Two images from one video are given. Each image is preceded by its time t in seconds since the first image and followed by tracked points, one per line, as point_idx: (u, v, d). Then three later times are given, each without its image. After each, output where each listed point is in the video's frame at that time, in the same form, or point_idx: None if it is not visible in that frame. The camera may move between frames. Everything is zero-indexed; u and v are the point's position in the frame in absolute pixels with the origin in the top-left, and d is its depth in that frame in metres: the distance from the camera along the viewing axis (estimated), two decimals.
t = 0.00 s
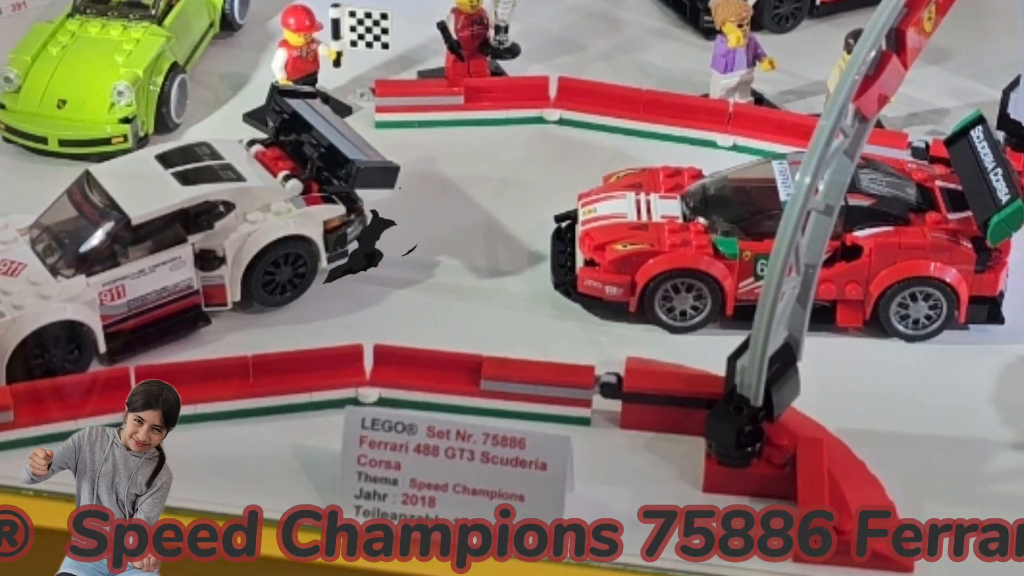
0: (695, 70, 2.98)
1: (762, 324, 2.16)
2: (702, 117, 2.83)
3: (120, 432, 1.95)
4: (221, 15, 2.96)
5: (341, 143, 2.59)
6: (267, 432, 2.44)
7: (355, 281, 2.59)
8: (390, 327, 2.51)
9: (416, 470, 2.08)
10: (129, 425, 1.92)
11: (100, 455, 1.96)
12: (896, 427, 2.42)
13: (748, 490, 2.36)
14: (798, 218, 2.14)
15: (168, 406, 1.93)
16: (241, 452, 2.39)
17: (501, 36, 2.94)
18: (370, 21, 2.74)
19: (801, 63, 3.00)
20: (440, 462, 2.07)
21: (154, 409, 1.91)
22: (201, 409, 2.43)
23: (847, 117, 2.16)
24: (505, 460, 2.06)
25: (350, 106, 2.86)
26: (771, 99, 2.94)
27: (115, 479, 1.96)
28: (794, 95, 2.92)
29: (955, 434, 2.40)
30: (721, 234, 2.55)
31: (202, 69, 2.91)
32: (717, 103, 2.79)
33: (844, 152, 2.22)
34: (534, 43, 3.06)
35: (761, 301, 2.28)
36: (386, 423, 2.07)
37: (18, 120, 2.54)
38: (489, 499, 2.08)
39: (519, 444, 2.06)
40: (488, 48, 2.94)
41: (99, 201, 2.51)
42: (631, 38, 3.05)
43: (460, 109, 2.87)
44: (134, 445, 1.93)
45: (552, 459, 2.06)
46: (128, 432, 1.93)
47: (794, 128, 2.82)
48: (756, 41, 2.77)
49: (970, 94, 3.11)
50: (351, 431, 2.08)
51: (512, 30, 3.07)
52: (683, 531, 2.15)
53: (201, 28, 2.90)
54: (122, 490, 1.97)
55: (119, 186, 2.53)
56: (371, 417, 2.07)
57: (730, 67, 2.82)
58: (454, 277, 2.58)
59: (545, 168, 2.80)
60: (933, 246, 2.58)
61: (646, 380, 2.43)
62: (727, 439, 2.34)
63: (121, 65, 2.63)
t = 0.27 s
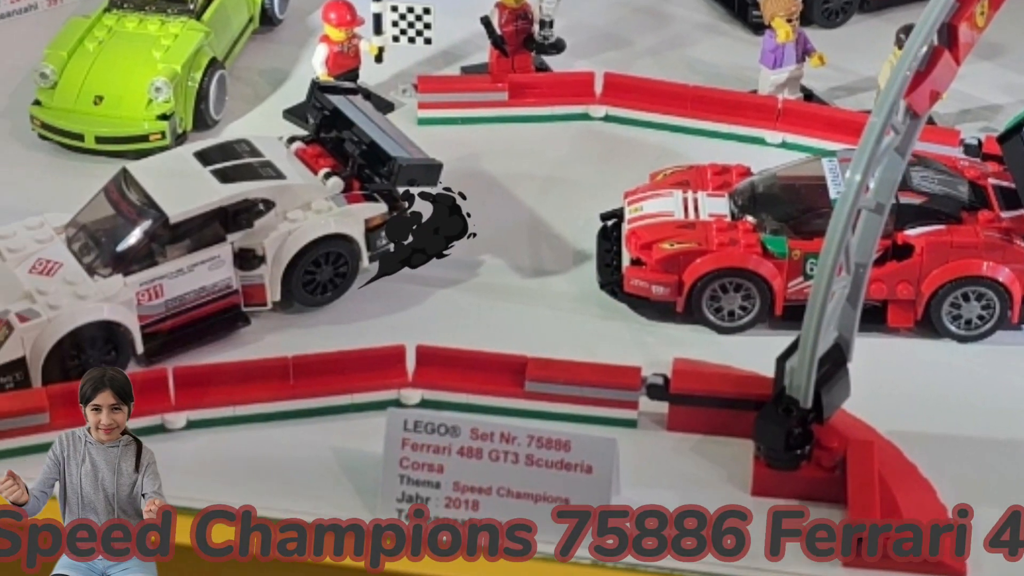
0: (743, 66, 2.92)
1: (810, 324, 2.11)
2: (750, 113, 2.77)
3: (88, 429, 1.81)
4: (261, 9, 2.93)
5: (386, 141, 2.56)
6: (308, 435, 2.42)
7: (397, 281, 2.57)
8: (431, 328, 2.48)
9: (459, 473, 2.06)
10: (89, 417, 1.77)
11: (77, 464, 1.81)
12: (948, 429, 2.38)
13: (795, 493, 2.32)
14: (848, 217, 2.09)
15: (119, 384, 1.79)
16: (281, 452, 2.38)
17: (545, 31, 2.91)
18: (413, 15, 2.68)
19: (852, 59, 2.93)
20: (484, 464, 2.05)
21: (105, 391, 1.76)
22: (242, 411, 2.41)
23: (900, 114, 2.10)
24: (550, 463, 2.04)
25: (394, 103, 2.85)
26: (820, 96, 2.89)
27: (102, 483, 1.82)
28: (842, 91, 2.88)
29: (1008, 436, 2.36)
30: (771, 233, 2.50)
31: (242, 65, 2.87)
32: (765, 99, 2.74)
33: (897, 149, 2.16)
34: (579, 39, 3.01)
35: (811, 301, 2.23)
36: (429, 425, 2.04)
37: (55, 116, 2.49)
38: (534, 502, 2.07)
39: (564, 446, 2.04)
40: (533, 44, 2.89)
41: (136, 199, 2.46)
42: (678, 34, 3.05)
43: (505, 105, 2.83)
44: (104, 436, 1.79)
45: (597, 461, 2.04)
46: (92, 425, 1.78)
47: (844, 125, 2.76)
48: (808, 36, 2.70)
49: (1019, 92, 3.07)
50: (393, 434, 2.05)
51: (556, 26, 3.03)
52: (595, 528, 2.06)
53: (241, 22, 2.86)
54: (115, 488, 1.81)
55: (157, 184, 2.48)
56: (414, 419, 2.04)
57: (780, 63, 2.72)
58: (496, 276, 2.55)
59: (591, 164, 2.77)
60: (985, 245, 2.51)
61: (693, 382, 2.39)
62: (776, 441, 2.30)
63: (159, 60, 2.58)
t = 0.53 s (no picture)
0: (791, 61, 2.84)
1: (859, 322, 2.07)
2: (799, 110, 2.69)
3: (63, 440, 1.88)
4: (301, 5, 2.90)
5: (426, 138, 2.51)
6: (349, 437, 2.35)
7: (438, 279, 2.49)
8: (473, 329, 2.41)
9: (502, 477, 2.07)
10: (54, 427, 1.85)
11: (75, 476, 1.89)
12: (1004, 432, 2.33)
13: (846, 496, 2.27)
14: (899, 215, 2.05)
15: (78, 389, 1.85)
16: (321, 457, 2.31)
17: (590, 26, 2.80)
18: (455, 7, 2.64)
19: (902, 53, 2.85)
20: (527, 467, 2.07)
21: (64, 399, 1.83)
22: (281, 413, 2.35)
23: (953, 109, 2.05)
24: (595, 465, 2.06)
25: (434, 99, 2.75)
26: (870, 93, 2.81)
27: (96, 480, 1.90)
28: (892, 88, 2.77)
29: None
30: (819, 232, 2.46)
31: (280, 61, 2.84)
32: (813, 95, 2.67)
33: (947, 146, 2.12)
34: (625, 33, 2.93)
35: (860, 301, 2.19)
36: (472, 427, 2.07)
37: (91, 112, 2.45)
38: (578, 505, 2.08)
39: (609, 449, 2.06)
40: (577, 39, 2.82)
41: (173, 197, 2.42)
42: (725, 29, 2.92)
43: (549, 102, 2.75)
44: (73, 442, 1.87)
45: (642, 462, 2.06)
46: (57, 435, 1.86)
47: (896, 122, 2.68)
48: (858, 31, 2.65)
49: None
50: (436, 436, 2.08)
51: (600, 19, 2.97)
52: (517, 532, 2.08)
53: (280, 17, 2.83)
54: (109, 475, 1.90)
55: (194, 182, 2.44)
56: (457, 421, 2.07)
57: (828, 58, 2.69)
58: (540, 275, 2.48)
59: (636, 162, 2.68)
60: None
61: (741, 384, 2.33)
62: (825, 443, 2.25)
63: (197, 56, 2.57)
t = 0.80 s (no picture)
0: (841, 57, 2.78)
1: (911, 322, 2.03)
2: (847, 106, 2.63)
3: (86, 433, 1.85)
4: None
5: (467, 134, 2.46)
6: (390, 440, 2.30)
7: (480, 278, 2.44)
8: (517, 329, 2.36)
9: (545, 480, 2.06)
10: (81, 419, 1.82)
11: (82, 471, 1.86)
12: None
13: (896, 498, 2.21)
14: (949, 214, 2.02)
15: (113, 386, 1.83)
16: (361, 459, 2.27)
17: (634, 21, 2.77)
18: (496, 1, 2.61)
19: (954, 48, 2.76)
20: (571, 470, 2.05)
21: (98, 393, 1.80)
22: (320, 415, 2.31)
23: (1002, 108, 2.02)
24: (640, 469, 2.03)
25: (476, 95, 2.69)
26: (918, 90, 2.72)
27: (104, 484, 1.87)
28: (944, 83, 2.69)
29: None
30: (868, 230, 2.42)
31: (319, 56, 2.80)
32: (863, 91, 2.60)
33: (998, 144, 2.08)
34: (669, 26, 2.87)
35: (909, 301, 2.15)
36: (514, 429, 2.04)
37: (126, 108, 2.42)
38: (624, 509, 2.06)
39: (654, 451, 2.02)
40: (621, 34, 2.77)
41: (211, 195, 2.38)
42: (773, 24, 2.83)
43: (592, 98, 2.70)
44: (95, 437, 1.83)
45: (686, 466, 2.02)
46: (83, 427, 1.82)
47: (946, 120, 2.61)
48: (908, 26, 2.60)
49: None
50: (478, 438, 2.05)
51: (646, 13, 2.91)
52: (461, 528, 2.08)
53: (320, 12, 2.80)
54: (117, 483, 1.86)
55: (232, 180, 2.40)
56: (499, 424, 2.04)
57: (877, 54, 2.64)
58: (585, 275, 2.43)
59: (682, 160, 2.61)
60: None
61: (789, 385, 2.27)
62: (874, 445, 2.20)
63: (234, 52, 2.57)
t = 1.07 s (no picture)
0: (888, 53, 2.73)
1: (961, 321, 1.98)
2: (895, 103, 2.58)
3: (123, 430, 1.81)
4: None
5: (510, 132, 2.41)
6: (429, 442, 2.24)
7: (522, 279, 2.39)
8: (559, 330, 2.31)
9: (589, 484, 2.01)
10: (125, 423, 1.78)
11: (104, 462, 1.81)
12: None
13: (945, 502, 2.17)
14: (1000, 213, 1.97)
15: (161, 397, 1.79)
16: (400, 461, 2.21)
17: (680, 16, 2.70)
18: None
19: (1004, 44, 2.73)
20: (615, 473, 2.01)
21: (145, 401, 1.77)
22: (360, 417, 2.25)
23: None
24: (685, 472, 1.99)
25: (519, 92, 2.66)
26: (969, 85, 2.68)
27: (120, 486, 1.82)
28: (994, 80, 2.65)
29: None
30: (918, 229, 2.38)
31: (358, 52, 2.77)
32: (910, 87, 2.55)
33: None
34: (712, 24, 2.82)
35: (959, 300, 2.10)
36: (557, 431, 2.00)
37: (162, 106, 2.42)
38: (667, 513, 2.02)
39: (700, 454, 1.99)
40: (665, 28, 2.71)
41: (248, 193, 2.34)
42: (821, 19, 2.79)
43: (636, 95, 2.66)
44: (135, 445, 1.79)
45: (734, 470, 1.98)
46: (125, 432, 1.79)
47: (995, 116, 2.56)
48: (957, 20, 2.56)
49: None
50: (520, 440, 2.02)
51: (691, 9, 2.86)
52: (417, 525, 2.05)
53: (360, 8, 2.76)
54: (130, 497, 1.82)
55: (270, 177, 2.37)
56: (541, 426, 2.01)
57: (926, 50, 2.58)
58: (629, 274, 2.37)
59: (727, 157, 2.56)
60: None
61: (837, 386, 2.21)
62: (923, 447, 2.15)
63: (272, 47, 2.55)
